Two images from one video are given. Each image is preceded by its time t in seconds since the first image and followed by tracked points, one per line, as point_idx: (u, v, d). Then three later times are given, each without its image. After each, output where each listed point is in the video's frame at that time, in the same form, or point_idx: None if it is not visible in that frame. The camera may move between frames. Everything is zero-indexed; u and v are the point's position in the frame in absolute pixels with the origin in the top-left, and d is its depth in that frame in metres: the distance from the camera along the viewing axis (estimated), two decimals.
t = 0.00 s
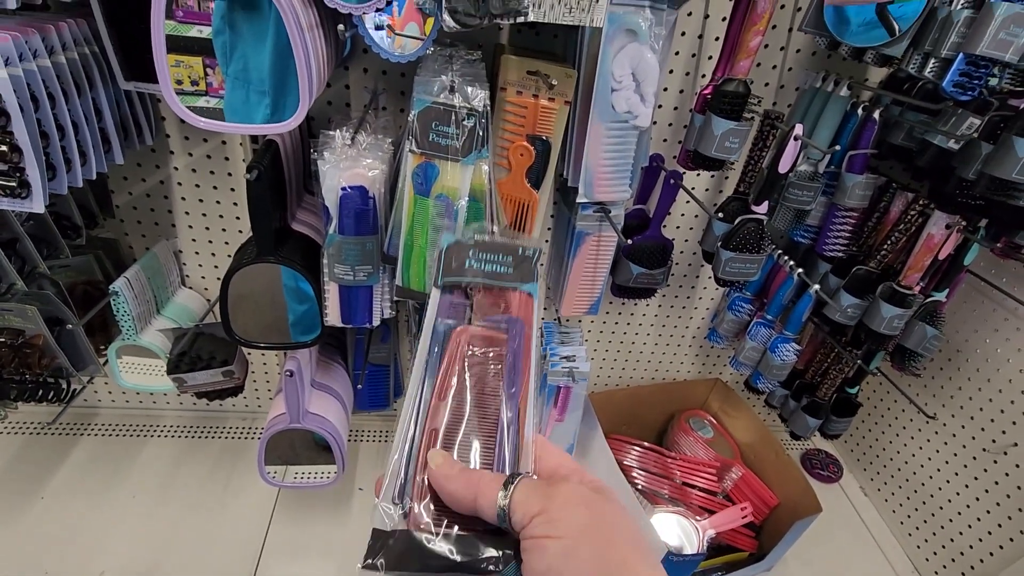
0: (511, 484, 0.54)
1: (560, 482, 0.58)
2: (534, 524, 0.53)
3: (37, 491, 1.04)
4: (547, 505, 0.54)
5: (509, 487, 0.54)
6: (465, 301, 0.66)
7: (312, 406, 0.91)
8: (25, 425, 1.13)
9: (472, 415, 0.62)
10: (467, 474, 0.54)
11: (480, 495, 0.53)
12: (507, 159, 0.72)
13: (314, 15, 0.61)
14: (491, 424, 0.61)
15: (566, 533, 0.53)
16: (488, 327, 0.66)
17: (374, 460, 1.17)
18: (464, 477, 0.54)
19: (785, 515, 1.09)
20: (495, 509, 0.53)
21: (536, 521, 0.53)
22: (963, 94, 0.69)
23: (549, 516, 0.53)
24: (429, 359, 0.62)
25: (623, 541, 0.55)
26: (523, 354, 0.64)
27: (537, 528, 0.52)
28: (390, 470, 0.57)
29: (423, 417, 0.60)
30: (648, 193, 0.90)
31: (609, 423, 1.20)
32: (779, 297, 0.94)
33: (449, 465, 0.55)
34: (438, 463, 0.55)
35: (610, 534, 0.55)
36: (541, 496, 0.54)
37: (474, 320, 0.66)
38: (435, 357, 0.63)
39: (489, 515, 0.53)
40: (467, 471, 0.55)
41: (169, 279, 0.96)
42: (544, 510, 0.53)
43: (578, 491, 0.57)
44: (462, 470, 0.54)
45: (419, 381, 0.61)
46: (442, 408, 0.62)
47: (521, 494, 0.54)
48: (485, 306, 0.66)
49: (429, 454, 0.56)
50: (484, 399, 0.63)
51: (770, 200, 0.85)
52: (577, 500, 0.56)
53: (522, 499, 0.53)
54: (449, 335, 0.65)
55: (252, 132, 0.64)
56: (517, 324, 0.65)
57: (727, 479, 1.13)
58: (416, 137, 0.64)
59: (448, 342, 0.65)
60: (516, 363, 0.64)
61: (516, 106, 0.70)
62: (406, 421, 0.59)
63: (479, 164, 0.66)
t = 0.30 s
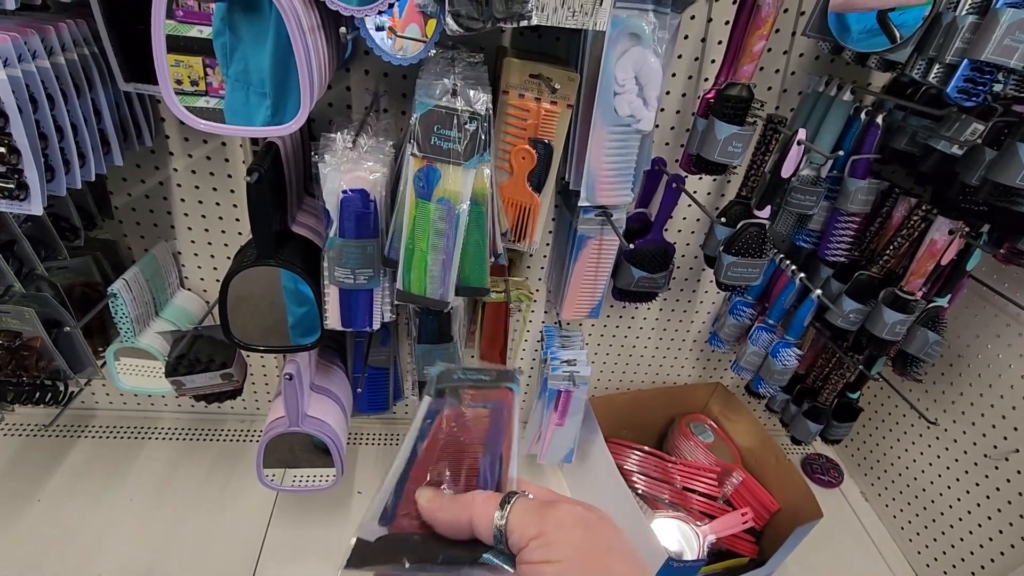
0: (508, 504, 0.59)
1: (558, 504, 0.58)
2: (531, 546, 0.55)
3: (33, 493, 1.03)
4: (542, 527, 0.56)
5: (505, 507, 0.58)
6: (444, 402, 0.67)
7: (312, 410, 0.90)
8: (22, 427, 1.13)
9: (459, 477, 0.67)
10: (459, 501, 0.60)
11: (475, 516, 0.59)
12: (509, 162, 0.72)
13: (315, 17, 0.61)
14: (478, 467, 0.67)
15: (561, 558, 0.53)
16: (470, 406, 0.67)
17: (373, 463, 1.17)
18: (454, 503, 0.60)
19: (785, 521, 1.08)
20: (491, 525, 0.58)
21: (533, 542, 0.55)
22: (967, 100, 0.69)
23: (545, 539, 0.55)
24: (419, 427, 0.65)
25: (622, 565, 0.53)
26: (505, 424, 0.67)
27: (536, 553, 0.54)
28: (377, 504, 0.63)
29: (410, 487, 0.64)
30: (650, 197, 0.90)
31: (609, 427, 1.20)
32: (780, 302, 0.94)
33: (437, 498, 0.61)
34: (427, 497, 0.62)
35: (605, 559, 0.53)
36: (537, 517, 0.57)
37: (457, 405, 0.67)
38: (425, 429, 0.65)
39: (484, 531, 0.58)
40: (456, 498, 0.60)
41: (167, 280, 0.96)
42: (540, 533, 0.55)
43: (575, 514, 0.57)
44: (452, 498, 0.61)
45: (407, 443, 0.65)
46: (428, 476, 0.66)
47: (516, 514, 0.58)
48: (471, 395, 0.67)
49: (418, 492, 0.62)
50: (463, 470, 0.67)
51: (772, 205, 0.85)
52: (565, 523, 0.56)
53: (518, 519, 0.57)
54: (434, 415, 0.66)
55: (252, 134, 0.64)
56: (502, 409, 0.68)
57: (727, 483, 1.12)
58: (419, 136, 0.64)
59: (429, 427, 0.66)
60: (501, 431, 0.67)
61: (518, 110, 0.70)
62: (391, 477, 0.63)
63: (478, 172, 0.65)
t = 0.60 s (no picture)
0: (554, 464, 0.50)
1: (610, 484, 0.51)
2: (573, 531, 0.49)
3: (31, 492, 1.03)
4: (589, 513, 0.49)
5: (552, 467, 0.50)
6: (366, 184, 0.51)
7: (310, 409, 0.90)
8: (20, 426, 1.12)
9: (453, 381, 0.51)
10: (498, 441, 0.49)
11: (512, 476, 0.49)
12: (509, 162, 0.72)
13: (315, 17, 0.60)
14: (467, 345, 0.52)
15: (604, 554, 0.48)
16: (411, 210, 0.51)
17: (372, 463, 1.17)
18: (490, 441, 0.49)
19: (784, 522, 1.08)
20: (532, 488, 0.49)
21: (574, 525, 0.49)
22: (968, 101, 0.68)
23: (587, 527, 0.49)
24: (358, 310, 0.50)
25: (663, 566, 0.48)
26: (460, 228, 0.53)
27: (574, 538, 0.49)
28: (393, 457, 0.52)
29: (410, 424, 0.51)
30: (650, 198, 0.90)
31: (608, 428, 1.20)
32: (779, 303, 0.94)
33: (469, 423, 0.50)
34: (455, 427, 0.49)
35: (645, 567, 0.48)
36: (584, 494, 0.49)
37: (395, 219, 0.51)
38: (364, 287, 0.50)
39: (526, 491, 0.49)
40: (490, 437, 0.49)
41: (166, 280, 0.95)
42: (584, 516, 0.49)
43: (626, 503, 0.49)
44: (483, 435, 0.49)
45: (371, 341, 0.50)
46: (429, 397, 0.51)
47: (562, 476, 0.50)
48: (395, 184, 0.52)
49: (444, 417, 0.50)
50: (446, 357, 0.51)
51: (772, 206, 0.84)
52: (623, 515, 0.48)
53: (565, 489, 0.49)
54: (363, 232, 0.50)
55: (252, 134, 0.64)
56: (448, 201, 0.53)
57: (726, 484, 1.12)
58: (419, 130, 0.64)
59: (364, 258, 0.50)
60: (480, 295, 0.53)
61: (518, 110, 0.70)
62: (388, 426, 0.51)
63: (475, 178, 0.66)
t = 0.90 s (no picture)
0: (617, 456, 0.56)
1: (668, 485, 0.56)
2: (627, 518, 0.55)
3: (27, 492, 1.02)
4: (646, 505, 0.54)
5: (618, 457, 0.56)
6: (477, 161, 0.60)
7: (308, 410, 0.89)
8: (17, 426, 1.12)
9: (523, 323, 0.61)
10: (569, 424, 0.57)
11: (575, 454, 0.56)
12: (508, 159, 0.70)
13: (315, 15, 0.60)
14: (546, 314, 0.61)
15: (659, 545, 0.53)
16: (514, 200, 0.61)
17: (371, 464, 1.16)
18: (563, 422, 0.57)
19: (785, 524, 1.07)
20: (589, 477, 0.55)
21: (629, 513, 0.55)
22: (971, 102, 0.68)
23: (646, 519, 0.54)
24: (454, 238, 0.59)
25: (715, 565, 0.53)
26: (556, 220, 0.62)
27: (631, 526, 0.54)
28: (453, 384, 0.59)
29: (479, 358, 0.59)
30: (651, 198, 0.89)
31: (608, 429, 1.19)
32: (780, 304, 0.93)
33: (553, 404, 0.57)
34: (540, 397, 0.58)
35: (697, 564, 0.52)
36: (644, 491, 0.55)
37: (485, 193, 0.60)
38: (465, 243, 0.59)
39: (583, 479, 0.56)
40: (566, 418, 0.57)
41: (164, 279, 0.95)
42: (641, 508, 0.55)
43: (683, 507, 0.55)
44: (562, 415, 0.57)
45: (459, 286, 0.59)
46: (497, 335, 0.60)
47: (622, 469, 0.56)
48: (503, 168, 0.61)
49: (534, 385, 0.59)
50: (526, 319, 0.61)
51: (774, 206, 0.84)
52: (678, 514, 0.54)
53: (624, 484, 0.55)
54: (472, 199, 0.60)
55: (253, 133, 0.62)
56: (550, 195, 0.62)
57: (726, 486, 1.12)
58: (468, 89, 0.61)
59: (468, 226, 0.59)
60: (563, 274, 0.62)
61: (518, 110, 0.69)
62: (457, 353, 0.59)
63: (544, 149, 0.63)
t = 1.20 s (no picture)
0: (570, 472, 0.56)
1: (625, 490, 0.56)
2: (586, 524, 0.54)
3: (25, 490, 1.02)
4: (603, 508, 0.54)
5: (571, 471, 0.56)
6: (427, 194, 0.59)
7: (306, 408, 0.89)
8: (14, 424, 1.12)
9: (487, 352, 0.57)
10: (530, 445, 0.55)
11: (535, 474, 0.54)
12: (509, 159, 0.70)
13: (313, 12, 0.60)
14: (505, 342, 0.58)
15: (618, 543, 0.52)
16: (462, 220, 0.59)
17: (370, 463, 1.16)
18: (523, 444, 0.55)
19: (783, 525, 1.07)
20: (546, 494, 0.55)
21: (587, 518, 0.54)
22: (971, 101, 0.68)
23: (601, 520, 0.54)
24: (409, 271, 0.58)
25: (675, 565, 0.52)
26: (505, 247, 0.60)
27: (589, 528, 0.54)
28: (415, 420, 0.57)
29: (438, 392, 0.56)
30: (651, 197, 0.89)
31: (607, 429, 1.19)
32: (780, 304, 0.93)
33: (514, 425, 0.56)
34: (502, 420, 0.56)
35: (656, 560, 0.52)
36: (599, 495, 0.55)
37: (440, 218, 0.59)
38: (417, 278, 0.58)
39: (541, 494, 0.55)
40: (526, 440, 0.55)
41: (163, 277, 0.95)
42: (597, 512, 0.54)
43: (640, 508, 0.55)
44: (522, 438, 0.55)
45: (412, 320, 0.58)
46: (454, 366, 0.56)
47: (577, 483, 0.55)
48: (448, 200, 0.60)
49: (496, 410, 0.56)
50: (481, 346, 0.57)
51: (773, 206, 0.84)
52: (635, 514, 0.54)
53: (580, 491, 0.55)
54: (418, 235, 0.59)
55: (253, 132, 0.63)
56: (495, 212, 0.61)
57: (726, 486, 1.12)
58: (405, 117, 0.60)
59: (416, 247, 0.58)
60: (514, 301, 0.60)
61: (518, 108, 0.69)
62: (416, 388, 0.57)
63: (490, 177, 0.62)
